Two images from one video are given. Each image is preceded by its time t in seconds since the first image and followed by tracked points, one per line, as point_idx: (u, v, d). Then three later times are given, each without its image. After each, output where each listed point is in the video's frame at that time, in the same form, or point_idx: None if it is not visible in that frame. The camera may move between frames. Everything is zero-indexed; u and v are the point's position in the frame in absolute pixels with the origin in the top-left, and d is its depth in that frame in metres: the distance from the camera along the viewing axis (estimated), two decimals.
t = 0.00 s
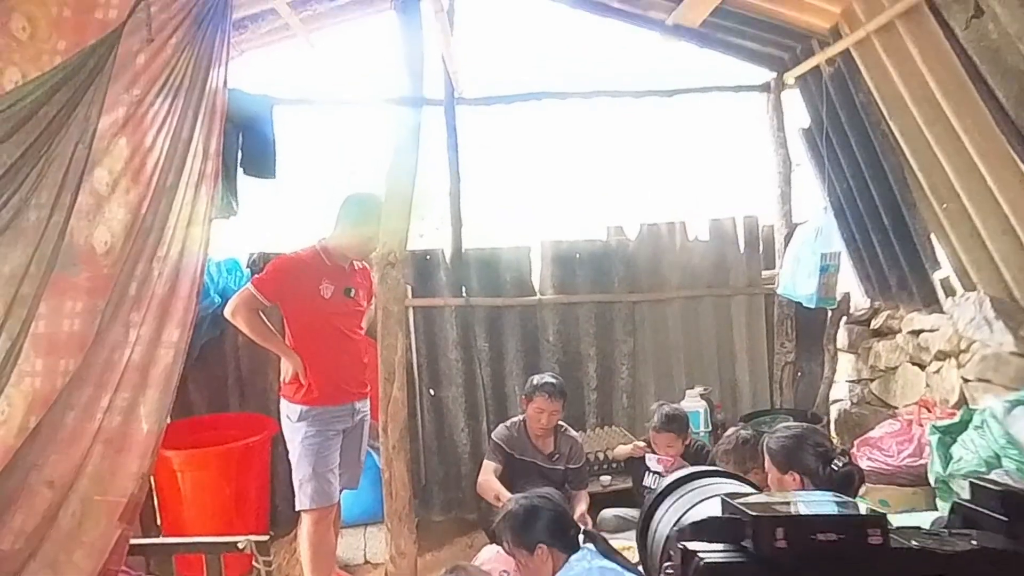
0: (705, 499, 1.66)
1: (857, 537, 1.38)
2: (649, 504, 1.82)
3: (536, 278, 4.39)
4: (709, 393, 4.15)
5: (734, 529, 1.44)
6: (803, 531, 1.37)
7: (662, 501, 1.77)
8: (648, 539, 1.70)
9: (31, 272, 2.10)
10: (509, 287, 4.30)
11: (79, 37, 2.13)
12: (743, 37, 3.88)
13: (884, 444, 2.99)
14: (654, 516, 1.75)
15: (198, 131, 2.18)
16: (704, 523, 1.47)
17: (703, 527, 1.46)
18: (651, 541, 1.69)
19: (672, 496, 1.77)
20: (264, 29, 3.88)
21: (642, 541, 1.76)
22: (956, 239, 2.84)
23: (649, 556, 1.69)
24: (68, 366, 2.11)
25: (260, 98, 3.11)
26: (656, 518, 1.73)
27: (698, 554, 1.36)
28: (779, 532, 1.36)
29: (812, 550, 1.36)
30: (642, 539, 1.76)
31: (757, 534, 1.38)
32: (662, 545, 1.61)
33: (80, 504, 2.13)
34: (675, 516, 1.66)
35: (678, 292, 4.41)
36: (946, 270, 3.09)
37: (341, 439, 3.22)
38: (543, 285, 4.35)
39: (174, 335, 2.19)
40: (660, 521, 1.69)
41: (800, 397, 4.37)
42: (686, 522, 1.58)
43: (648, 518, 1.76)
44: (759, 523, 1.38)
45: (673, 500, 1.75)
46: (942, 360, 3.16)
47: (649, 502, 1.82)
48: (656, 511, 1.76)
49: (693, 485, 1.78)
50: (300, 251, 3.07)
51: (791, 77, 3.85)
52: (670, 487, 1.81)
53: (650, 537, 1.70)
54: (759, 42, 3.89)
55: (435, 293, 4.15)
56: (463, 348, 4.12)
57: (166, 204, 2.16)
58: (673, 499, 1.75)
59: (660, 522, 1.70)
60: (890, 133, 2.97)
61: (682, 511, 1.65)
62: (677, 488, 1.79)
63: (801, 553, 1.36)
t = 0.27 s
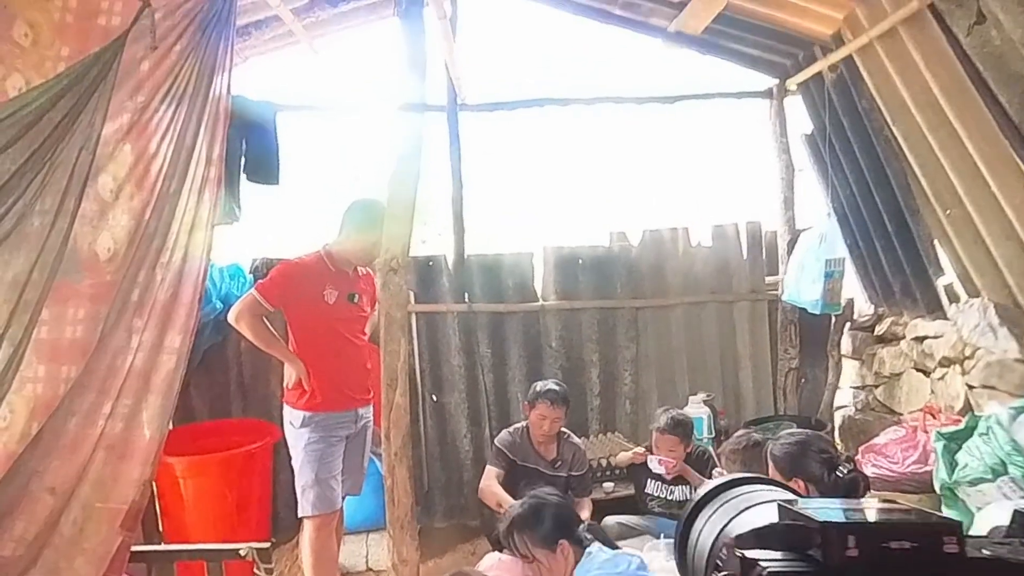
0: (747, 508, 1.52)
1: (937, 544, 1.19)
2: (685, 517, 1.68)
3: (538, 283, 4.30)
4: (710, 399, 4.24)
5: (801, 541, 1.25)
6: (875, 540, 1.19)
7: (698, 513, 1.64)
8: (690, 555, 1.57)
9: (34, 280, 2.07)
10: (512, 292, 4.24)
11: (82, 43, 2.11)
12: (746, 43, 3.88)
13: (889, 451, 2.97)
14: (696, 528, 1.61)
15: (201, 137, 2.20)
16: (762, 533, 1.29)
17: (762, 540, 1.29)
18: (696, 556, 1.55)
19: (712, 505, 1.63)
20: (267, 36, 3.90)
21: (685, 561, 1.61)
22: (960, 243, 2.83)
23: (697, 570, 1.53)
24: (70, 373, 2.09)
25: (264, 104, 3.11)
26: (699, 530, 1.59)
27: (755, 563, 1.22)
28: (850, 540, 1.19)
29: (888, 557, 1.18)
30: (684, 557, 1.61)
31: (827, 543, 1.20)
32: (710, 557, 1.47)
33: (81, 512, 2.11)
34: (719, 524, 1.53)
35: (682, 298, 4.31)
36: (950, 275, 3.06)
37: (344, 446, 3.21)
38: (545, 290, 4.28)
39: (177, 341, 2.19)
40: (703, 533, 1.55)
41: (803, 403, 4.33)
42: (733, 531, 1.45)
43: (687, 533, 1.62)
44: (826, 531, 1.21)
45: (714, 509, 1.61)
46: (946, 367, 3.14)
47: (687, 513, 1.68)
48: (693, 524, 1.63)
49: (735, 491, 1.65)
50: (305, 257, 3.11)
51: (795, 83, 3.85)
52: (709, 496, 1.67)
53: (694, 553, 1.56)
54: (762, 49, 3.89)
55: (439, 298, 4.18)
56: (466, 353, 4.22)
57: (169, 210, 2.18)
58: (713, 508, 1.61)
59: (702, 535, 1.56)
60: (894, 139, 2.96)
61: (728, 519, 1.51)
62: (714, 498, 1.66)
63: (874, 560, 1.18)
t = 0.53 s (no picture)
0: (770, 477, 1.36)
1: (993, 500, 1.11)
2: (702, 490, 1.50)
3: (542, 273, 4.31)
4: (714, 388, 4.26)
5: (843, 495, 1.16)
6: (926, 493, 1.12)
7: (719, 485, 1.46)
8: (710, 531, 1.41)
9: (44, 269, 2.04)
10: (516, 283, 4.26)
11: (88, 32, 2.10)
12: (752, 33, 3.87)
13: (894, 441, 2.96)
14: (717, 498, 1.44)
15: (207, 126, 2.26)
16: (804, 488, 1.18)
17: (801, 496, 1.18)
18: (718, 530, 1.40)
19: (733, 475, 1.46)
20: (273, 25, 3.90)
21: (706, 536, 1.45)
22: (965, 232, 2.82)
23: (721, 548, 1.38)
24: (81, 361, 2.08)
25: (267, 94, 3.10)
26: (719, 500, 1.43)
27: (798, 520, 1.12)
28: (900, 495, 1.12)
29: (941, 515, 1.11)
30: (706, 531, 1.45)
31: (875, 499, 1.13)
32: (733, 532, 1.31)
33: (92, 498, 2.12)
34: (741, 496, 1.37)
35: (687, 288, 4.31)
36: (955, 265, 3.05)
37: (350, 435, 3.22)
38: (550, 280, 4.28)
39: (186, 329, 2.25)
40: (722, 503, 1.40)
41: (808, 393, 4.32)
42: (758, 504, 1.29)
43: (707, 503, 1.46)
44: (875, 483, 1.13)
45: (733, 480, 1.45)
46: (951, 357, 3.14)
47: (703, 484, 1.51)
48: (713, 497, 1.46)
49: (756, 460, 1.47)
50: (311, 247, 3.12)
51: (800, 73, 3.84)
52: (729, 466, 1.49)
53: (716, 525, 1.40)
54: (767, 39, 3.88)
55: (444, 289, 4.21)
56: (471, 343, 4.24)
57: (176, 198, 2.22)
58: (734, 479, 1.44)
59: (722, 510, 1.39)
60: (900, 127, 2.96)
61: (753, 489, 1.35)
62: (735, 471, 1.47)
63: (926, 517, 1.11)
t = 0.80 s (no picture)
0: (787, 443, 1.30)
1: None
2: (716, 455, 1.45)
3: (546, 263, 4.33)
4: (717, 376, 4.29)
5: (874, 444, 1.13)
6: (960, 440, 1.12)
7: (735, 450, 1.41)
8: (727, 495, 1.38)
9: (56, 258, 2.03)
10: (520, 271, 4.28)
11: (97, 23, 2.09)
12: (757, 22, 3.88)
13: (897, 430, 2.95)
14: (732, 465, 1.40)
15: (214, 118, 2.34)
16: (832, 439, 1.14)
17: (827, 448, 1.14)
18: (734, 494, 1.37)
19: (747, 442, 1.40)
20: (278, 15, 3.90)
21: (721, 498, 1.42)
22: (968, 219, 2.82)
23: (738, 512, 1.35)
24: (93, 346, 2.10)
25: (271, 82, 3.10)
26: (734, 468, 1.39)
27: (827, 473, 1.11)
28: (932, 443, 1.12)
29: (974, 462, 1.12)
30: (721, 493, 1.41)
31: (906, 448, 1.12)
32: (752, 496, 1.29)
33: (105, 480, 2.16)
34: (759, 458, 1.33)
35: (690, 277, 4.33)
36: (959, 255, 3.06)
37: (355, 421, 3.25)
38: (554, 269, 4.31)
39: (195, 315, 2.33)
40: (739, 468, 1.36)
41: (810, 380, 4.35)
42: (779, 464, 1.26)
43: (721, 468, 1.41)
44: (905, 433, 1.12)
45: (749, 444, 1.39)
46: (954, 346, 3.17)
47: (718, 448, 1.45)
48: (728, 463, 1.40)
49: (771, 426, 1.41)
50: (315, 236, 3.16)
51: (805, 61, 3.84)
52: (742, 434, 1.43)
53: (732, 489, 1.37)
54: (773, 27, 3.88)
55: (449, 278, 4.24)
56: (475, 332, 4.27)
57: (185, 188, 2.28)
58: (748, 448, 1.38)
59: (739, 477, 1.35)
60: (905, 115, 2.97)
61: (771, 450, 1.31)
62: (751, 436, 1.40)
63: (960, 465, 1.12)
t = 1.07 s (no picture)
0: (816, 404, 1.31)
1: None
2: (743, 425, 1.45)
3: (551, 251, 4.35)
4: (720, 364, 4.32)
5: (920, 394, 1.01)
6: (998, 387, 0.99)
7: (761, 415, 1.41)
8: (755, 461, 1.37)
9: (67, 247, 2.06)
10: (525, 261, 4.30)
11: (108, 13, 2.13)
12: (762, 11, 3.87)
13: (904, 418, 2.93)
14: (758, 434, 1.40)
15: (223, 108, 2.36)
16: (874, 387, 1.03)
17: (871, 398, 1.03)
18: (763, 459, 1.36)
19: (773, 409, 1.40)
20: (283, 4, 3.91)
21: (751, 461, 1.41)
22: (973, 208, 2.81)
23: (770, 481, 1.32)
24: (104, 331, 2.14)
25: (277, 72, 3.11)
26: (761, 436, 1.38)
27: (864, 420, 0.98)
28: (970, 390, 0.99)
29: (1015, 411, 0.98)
30: (751, 459, 1.40)
31: (944, 397, 0.99)
32: (783, 456, 1.26)
33: (119, 462, 2.20)
34: (788, 421, 1.32)
35: (694, 265, 4.35)
36: (963, 244, 3.07)
37: (360, 407, 3.27)
38: (558, 258, 4.34)
39: (206, 301, 2.36)
40: (767, 433, 1.36)
41: (814, 368, 4.38)
42: (811, 425, 1.24)
43: (748, 436, 1.42)
44: (944, 382, 1.00)
45: (775, 410, 1.39)
46: (958, 334, 3.19)
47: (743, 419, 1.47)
48: (755, 429, 1.41)
49: (796, 392, 1.42)
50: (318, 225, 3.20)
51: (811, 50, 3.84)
52: (768, 400, 1.43)
53: (761, 455, 1.37)
54: (778, 16, 3.87)
55: (454, 266, 4.26)
56: (480, 320, 4.29)
57: (193, 175, 2.30)
58: (774, 412, 1.38)
59: (766, 441, 1.35)
60: (910, 104, 2.97)
61: (798, 417, 1.30)
62: (776, 404, 1.41)
63: (1000, 413, 0.98)
